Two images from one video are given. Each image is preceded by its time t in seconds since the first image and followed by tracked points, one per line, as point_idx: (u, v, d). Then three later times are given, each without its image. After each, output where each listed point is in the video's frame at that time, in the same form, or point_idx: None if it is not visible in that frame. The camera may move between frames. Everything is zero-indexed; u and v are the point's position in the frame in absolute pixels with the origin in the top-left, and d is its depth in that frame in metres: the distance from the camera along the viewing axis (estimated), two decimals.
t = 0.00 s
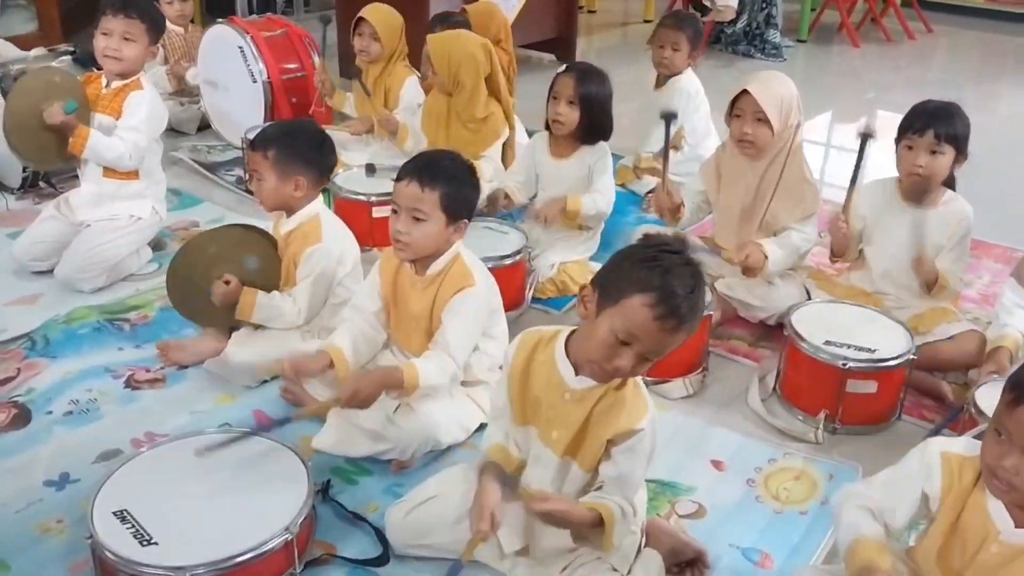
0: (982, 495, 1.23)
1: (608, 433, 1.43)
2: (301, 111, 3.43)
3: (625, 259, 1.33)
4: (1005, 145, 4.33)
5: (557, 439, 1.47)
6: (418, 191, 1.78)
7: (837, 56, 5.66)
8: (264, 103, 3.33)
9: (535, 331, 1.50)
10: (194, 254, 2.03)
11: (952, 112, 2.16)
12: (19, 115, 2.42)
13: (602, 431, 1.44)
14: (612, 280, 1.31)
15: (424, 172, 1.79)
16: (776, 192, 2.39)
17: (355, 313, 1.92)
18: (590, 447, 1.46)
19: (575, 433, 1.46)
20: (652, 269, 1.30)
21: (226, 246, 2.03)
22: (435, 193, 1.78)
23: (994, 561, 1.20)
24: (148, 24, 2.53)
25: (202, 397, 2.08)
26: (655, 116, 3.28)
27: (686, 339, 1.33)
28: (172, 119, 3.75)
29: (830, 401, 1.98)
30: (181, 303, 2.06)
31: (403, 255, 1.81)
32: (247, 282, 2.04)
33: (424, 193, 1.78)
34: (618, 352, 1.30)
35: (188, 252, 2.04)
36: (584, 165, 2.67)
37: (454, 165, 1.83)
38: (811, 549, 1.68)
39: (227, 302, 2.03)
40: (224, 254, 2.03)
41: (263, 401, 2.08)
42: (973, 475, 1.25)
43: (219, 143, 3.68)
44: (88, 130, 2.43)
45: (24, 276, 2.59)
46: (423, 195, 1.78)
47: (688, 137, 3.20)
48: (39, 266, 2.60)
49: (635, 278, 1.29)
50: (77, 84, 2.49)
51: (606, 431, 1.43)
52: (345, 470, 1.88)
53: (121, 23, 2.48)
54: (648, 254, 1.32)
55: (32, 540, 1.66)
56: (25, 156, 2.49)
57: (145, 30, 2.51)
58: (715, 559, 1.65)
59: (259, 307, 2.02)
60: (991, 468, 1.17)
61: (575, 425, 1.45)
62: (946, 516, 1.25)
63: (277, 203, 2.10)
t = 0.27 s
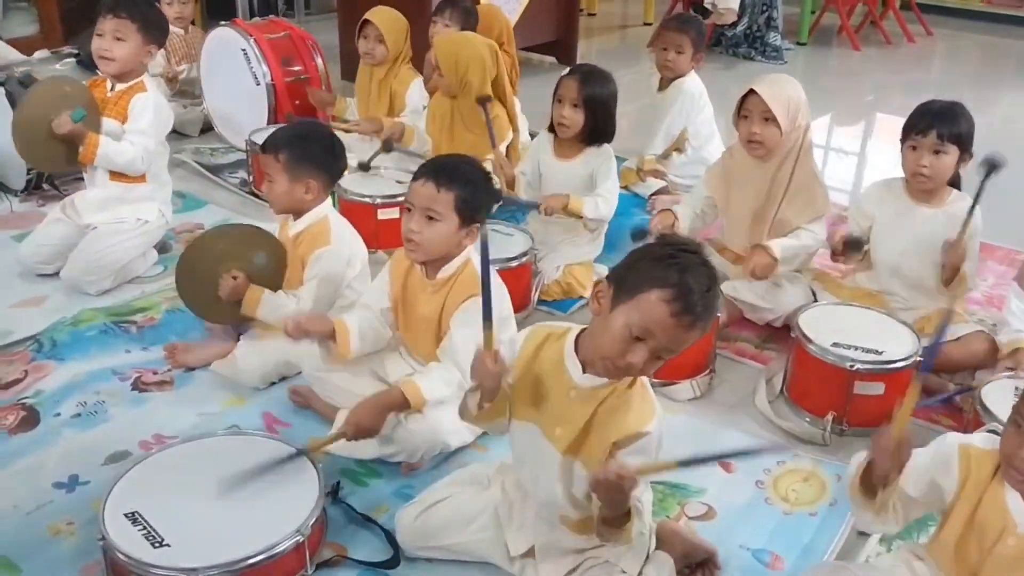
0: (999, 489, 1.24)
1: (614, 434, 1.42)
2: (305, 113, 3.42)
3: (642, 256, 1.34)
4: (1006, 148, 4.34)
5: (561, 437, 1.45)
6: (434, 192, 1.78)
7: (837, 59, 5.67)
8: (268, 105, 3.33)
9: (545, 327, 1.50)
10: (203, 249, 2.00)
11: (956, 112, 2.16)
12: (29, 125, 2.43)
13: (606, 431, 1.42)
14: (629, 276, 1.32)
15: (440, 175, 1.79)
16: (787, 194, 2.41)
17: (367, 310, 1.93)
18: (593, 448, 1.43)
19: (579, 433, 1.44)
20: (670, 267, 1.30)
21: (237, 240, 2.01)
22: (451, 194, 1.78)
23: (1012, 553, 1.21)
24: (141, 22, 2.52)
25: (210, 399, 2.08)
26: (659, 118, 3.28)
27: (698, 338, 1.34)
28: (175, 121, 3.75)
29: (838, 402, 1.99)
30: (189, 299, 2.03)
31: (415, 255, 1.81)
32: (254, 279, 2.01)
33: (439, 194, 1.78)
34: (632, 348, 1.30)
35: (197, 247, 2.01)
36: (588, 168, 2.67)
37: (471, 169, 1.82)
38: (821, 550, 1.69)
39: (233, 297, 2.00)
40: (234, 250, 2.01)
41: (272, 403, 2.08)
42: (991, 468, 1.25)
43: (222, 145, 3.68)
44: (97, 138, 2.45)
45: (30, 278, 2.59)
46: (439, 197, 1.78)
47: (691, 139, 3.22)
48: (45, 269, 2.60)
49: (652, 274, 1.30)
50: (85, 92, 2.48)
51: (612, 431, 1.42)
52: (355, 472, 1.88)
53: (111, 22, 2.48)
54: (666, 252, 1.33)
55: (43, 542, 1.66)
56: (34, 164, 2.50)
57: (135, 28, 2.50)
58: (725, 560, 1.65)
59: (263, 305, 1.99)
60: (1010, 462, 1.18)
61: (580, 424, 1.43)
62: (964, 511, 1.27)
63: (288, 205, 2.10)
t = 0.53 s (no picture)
0: (1015, 485, 1.25)
1: (628, 441, 1.41)
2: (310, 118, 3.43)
3: (655, 261, 1.34)
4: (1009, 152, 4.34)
5: (573, 443, 1.46)
6: (449, 198, 1.78)
7: (839, 64, 5.68)
8: (273, 110, 3.34)
9: (557, 330, 1.50)
10: (204, 256, 2.00)
11: (963, 115, 2.15)
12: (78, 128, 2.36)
13: (619, 437, 1.42)
14: (643, 280, 1.32)
15: (454, 179, 1.79)
16: (791, 198, 2.39)
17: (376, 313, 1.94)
18: (607, 453, 1.44)
19: (593, 437, 1.44)
20: (684, 272, 1.31)
21: (237, 243, 2.01)
22: (466, 200, 1.78)
23: None
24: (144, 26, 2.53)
25: (218, 404, 2.08)
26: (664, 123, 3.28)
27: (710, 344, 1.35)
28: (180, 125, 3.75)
29: (847, 408, 1.99)
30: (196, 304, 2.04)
31: (427, 259, 1.82)
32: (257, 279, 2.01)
33: (455, 201, 1.78)
34: (645, 352, 1.30)
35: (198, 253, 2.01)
36: (594, 172, 2.67)
37: (485, 172, 1.83)
38: (832, 555, 1.69)
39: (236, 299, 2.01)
40: (234, 253, 2.01)
41: (280, 408, 2.08)
42: (1008, 463, 1.27)
43: (227, 149, 3.68)
44: (138, 147, 2.47)
45: (37, 282, 2.59)
46: (453, 202, 1.78)
47: (696, 144, 3.21)
48: (53, 273, 2.60)
49: (666, 279, 1.30)
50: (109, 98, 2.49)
51: (625, 437, 1.41)
52: (364, 476, 1.88)
53: (115, 26, 2.49)
54: (680, 257, 1.34)
55: (55, 546, 1.66)
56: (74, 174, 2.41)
57: (138, 31, 2.52)
58: (736, 565, 1.65)
59: (266, 307, 2.00)
60: None
61: (592, 430, 1.43)
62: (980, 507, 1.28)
63: (292, 209, 2.09)
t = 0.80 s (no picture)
0: None
1: (632, 451, 1.40)
2: (317, 124, 3.43)
3: (674, 273, 1.34)
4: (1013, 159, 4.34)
5: (578, 447, 1.45)
6: (461, 205, 1.77)
7: (843, 70, 5.68)
8: (278, 115, 3.34)
9: (570, 333, 1.50)
10: (213, 269, 1.95)
11: (970, 122, 2.16)
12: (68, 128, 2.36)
13: (622, 447, 1.42)
14: (660, 292, 1.32)
15: (465, 186, 1.77)
16: (797, 205, 2.41)
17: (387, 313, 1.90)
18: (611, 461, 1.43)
19: (598, 445, 1.44)
20: (703, 286, 1.31)
21: (244, 255, 1.96)
22: (478, 205, 1.78)
23: None
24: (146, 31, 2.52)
25: (224, 409, 2.07)
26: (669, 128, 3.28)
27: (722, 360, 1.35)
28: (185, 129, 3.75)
29: (854, 415, 1.99)
30: (201, 316, 2.00)
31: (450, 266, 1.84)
32: (266, 291, 1.99)
33: (466, 207, 1.78)
34: (657, 365, 1.30)
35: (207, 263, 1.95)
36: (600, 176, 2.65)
37: (494, 174, 1.81)
38: (840, 563, 1.68)
39: (247, 314, 1.98)
40: (243, 264, 1.96)
41: (286, 413, 2.08)
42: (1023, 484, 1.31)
43: (232, 153, 3.69)
44: (136, 146, 2.45)
45: (42, 287, 2.60)
46: (466, 209, 1.78)
47: (701, 150, 3.22)
48: (58, 278, 2.60)
49: (685, 293, 1.30)
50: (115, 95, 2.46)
51: (629, 447, 1.40)
52: (371, 483, 1.88)
53: (116, 32, 2.49)
54: (699, 271, 1.33)
55: (62, 552, 1.66)
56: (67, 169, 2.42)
57: (140, 36, 2.50)
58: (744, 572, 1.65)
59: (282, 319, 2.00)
60: None
61: (597, 436, 1.43)
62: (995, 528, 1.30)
63: (292, 212, 2.10)
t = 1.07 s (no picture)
0: None
1: (647, 459, 1.40)
2: (320, 126, 3.44)
3: (688, 283, 1.33)
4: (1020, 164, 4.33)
5: (591, 456, 1.44)
6: (469, 204, 1.78)
7: (849, 74, 5.68)
8: (283, 118, 3.33)
9: (579, 338, 1.50)
10: (211, 264, 2.05)
11: (978, 128, 2.17)
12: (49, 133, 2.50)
13: (635, 455, 1.41)
14: (673, 303, 1.31)
15: (476, 185, 1.78)
16: (808, 210, 2.40)
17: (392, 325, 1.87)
18: (624, 469, 1.42)
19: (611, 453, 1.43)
20: (717, 297, 1.30)
21: (243, 252, 2.06)
22: (487, 205, 1.78)
23: None
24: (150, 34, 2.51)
25: (230, 413, 2.07)
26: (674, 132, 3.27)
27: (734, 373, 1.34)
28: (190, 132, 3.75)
29: (861, 421, 1.98)
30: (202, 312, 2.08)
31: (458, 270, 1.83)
32: (267, 286, 2.06)
33: (475, 207, 1.78)
34: (668, 376, 1.29)
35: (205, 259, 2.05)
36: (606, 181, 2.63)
37: (502, 175, 1.82)
38: (848, 570, 1.67)
39: (245, 307, 2.04)
40: (242, 261, 2.06)
41: (292, 417, 2.07)
42: None
43: (237, 156, 3.68)
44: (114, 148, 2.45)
45: (47, 289, 2.59)
46: (474, 209, 1.78)
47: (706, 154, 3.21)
48: (63, 280, 2.60)
49: (698, 304, 1.29)
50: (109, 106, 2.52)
51: (643, 455, 1.40)
52: (376, 487, 1.87)
53: (119, 35, 2.49)
54: (712, 281, 1.32)
55: (66, 556, 1.65)
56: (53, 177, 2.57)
57: (144, 39, 2.50)
58: None
59: (276, 316, 2.02)
60: None
61: (611, 444, 1.42)
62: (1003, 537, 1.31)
63: (301, 215, 2.09)
